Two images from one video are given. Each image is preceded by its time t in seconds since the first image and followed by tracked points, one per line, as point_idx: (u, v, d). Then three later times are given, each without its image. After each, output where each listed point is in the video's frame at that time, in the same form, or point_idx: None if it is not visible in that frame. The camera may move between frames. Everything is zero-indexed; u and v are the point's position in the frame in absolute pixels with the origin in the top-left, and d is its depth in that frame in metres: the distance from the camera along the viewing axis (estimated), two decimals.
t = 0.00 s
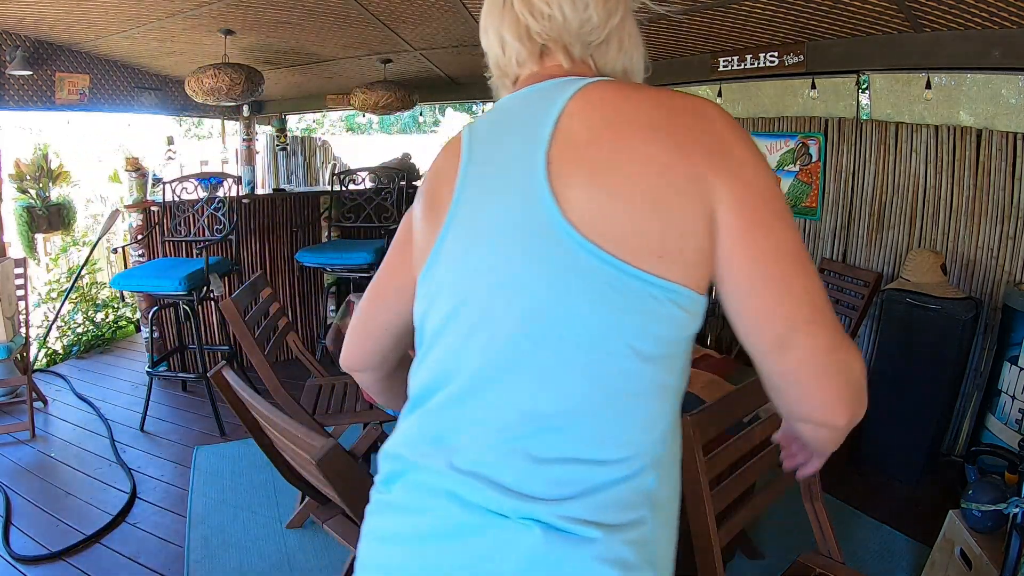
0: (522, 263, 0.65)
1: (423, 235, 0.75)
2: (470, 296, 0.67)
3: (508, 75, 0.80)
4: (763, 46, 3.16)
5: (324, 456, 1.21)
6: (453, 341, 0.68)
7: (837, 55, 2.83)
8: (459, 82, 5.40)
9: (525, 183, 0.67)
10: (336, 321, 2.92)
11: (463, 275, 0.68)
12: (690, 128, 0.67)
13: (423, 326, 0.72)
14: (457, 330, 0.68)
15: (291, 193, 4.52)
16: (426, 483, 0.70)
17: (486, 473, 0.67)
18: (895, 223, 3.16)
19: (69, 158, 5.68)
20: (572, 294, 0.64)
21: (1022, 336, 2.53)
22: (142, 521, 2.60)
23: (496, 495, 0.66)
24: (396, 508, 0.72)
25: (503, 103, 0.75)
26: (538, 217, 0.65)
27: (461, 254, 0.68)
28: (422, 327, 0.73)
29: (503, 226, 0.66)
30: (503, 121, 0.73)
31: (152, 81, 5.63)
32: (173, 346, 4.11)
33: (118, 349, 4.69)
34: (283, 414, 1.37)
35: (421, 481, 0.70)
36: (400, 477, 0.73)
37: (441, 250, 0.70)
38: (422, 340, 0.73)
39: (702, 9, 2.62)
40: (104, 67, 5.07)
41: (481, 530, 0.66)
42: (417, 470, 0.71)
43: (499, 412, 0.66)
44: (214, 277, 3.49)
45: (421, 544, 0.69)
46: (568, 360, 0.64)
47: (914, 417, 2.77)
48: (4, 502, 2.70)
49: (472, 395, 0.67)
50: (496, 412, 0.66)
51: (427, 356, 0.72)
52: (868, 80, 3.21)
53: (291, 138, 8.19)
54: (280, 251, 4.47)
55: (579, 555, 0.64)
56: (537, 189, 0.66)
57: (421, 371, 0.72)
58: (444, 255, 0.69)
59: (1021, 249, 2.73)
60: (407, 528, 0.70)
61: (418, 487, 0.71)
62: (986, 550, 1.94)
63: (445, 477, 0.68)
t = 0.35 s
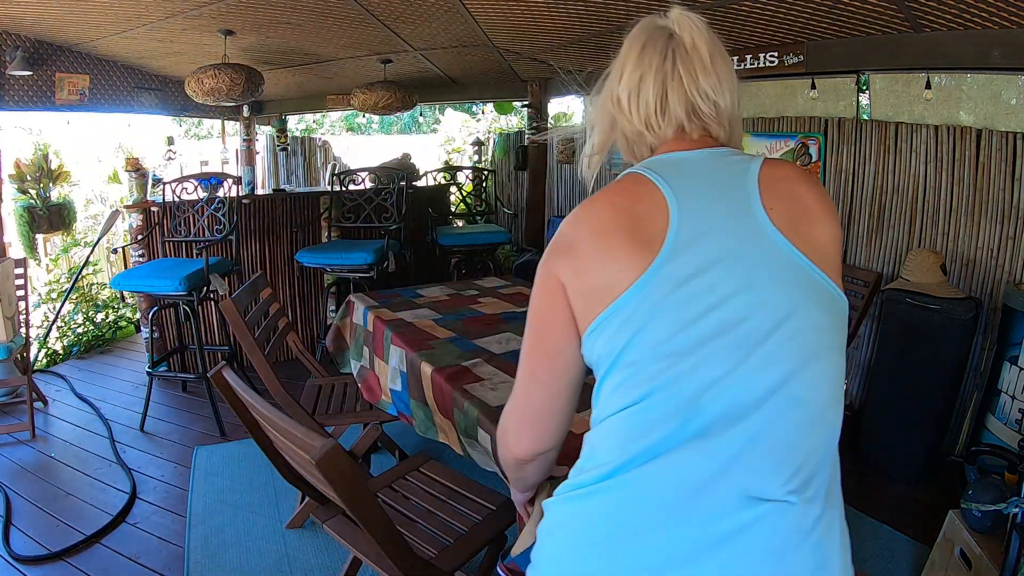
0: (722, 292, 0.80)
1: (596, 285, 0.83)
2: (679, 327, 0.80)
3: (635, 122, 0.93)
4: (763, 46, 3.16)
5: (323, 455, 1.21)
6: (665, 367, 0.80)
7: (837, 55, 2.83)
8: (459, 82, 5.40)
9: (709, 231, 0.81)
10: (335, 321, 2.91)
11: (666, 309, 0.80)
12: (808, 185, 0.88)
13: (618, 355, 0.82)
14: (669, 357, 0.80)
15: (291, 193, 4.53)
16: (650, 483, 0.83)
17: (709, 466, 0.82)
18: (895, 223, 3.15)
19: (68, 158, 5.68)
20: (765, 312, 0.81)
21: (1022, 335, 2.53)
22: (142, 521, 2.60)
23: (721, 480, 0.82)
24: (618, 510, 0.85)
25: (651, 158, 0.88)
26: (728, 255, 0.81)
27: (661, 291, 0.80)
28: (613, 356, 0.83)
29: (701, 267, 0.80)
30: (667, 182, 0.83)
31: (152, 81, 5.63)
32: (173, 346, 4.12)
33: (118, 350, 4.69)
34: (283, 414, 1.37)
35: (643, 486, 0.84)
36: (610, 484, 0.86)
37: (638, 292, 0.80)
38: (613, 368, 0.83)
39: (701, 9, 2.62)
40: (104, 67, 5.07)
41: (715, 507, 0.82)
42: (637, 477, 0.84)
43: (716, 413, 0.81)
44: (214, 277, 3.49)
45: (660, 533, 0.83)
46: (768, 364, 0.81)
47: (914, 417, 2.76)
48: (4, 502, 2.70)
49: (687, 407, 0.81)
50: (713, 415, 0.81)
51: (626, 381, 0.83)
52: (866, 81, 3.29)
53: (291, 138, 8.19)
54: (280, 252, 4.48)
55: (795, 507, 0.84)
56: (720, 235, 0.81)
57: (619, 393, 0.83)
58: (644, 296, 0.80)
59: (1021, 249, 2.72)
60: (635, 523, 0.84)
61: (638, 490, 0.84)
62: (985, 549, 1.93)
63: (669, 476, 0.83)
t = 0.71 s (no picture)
0: (810, 286, 0.91)
1: (693, 293, 0.90)
2: (791, 317, 0.88)
3: (689, 179, 1.05)
4: (763, 46, 3.17)
5: (323, 455, 1.21)
6: (789, 353, 0.87)
7: (836, 55, 2.84)
8: (459, 82, 5.40)
9: (779, 243, 0.92)
10: (336, 321, 2.90)
11: (773, 301, 0.88)
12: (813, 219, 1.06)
13: (733, 353, 0.87)
14: (790, 343, 0.87)
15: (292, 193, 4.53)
16: (805, 464, 0.86)
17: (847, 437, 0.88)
18: (895, 223, 3.15)
19: (68, 158, 5.68)
20: (846, 298, 0.93)
21: (1022, 335, 2.52)
22: (142, 521, 2.60)
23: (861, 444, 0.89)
24: (771, 504, 0.86)
25: (715, 201, 0.99)
26: (800, 260, 0.92)
27: (762, 290, 0.88)
28: (725, 354, 0.88)
29: (787, 268, 0.90)
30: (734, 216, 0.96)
31: (152, 81, 5.63)
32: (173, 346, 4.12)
33: (118, 350, 4.69)
34: (283, 414, 1.37)
35: (798, 469, 0.86)
36: (761, 478, 0.87)
37: (745, 293, 0.88)
38: (721, 367, 0.88)
39: (701, 9, 2.62)
40: (104, 67, 5.07)
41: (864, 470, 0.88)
42: (790, 463, 0.86)
43: (843, 388, 0.88)
44: (214, 277, 3.49)
45: (828, 506, 0.86)
46: (861, 344, 0.91)
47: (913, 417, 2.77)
48: (4, 502, 2.70)
49: (819, 387, 0.87)
50: (841, 389, 0.88)
51: (749, 376, 0.87)
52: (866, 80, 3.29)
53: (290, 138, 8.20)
54: (281, 252, 4.48)
55: (913, 456, 0.94)
56: (787, 246, 0.93)
57: (745, 389, 0.87)
58: (751, 294, 0.88)
59: (1021, 249, 2.71)
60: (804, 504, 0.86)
61: (793, 474, 0.86)
62: (986, 550, 1.93)
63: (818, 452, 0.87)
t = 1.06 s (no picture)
0: (854, 288, 0.91)
1: (737, 298, 0.90)
2: (841, 319, 0.89)
3: (716, 186, 1.05)
4: (763, 46, 3.17)
5: (323, 455, 1.21)
6: (843, 354, 0.87)
7: (837, 55, 2.84)
8: (459, 82, 5.40)
9: (820, 249, 0.93)
10: (336, 321, 2.90)
11: (821, 304, 0.89)
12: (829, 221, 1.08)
13: (787, 357, 0.87)
14: (843, 345, 0.88)
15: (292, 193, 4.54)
16: (870, 464, 0.86)
17: (904, 435, 0.89)
18: (895, 223, 3.15)
19: (68, 158, 5.68)
20: (886, 300, 0.94)
21: (1022, 335, 2.52)
22: (142, 521, 2.60)
23: (917, 441, 0.89)
24: (842, 503, 0.86)
25: (748, 207, 0.99)
26: (841, 264, 0.93)
27: (810, 293, 0.89)
28: (779, 357, 0.88)
29: (831, 272, 0.91)
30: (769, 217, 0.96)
31: (152, 81, 5.63)
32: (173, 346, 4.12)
33: (118, 350, 4.69)
34: (283, 414, 1.37)
35: (864, 468, 0.86)
36: (828, 479, 0.86)
37: (793, 297, 0.88)
38: (777, 369, 0.88)
39: (701, 9, 2.62)
40: (104, 67, 5.07)
41: (924, 467, 0.89)
42: (856, 462, 0.86)
43: (896, 387, 0.89)
44: (214, 277, 3.49)
45: (895, 504, 0.87)
46: (906, 341, 0.92)
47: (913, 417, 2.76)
48: (4, 502, 2.70)
49: (873, 389, 0.88)
50: (894, 389, 0.89)
51: (807, 378, 0.87)
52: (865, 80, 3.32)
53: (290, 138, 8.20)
54: (281, 252, 4.49)
55: (963, 449, 0.95)
56: (829, 250, 0.94)
57: (802, 392, 0.87)
58: (802, 295, 0.88)
59: (1021, 249, 2.71)
60: (874, 502, 0.86)
61: (860, 473, 0.86)
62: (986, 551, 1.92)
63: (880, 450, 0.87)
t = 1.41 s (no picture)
0: (868, 292, 0.91)
1: (752, 304, 0.90)
2: (854, 322, 0.89)
3: (723, 198, 1.04)
4: (763, 46, 3.17)
5: (324, 455, 1.21)
6: (856, 356, 0.88)
7: (837, 55, 2.84)
8: (459, 82, 5.40)
9: (833, 252, 0.93)
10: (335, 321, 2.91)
11: (835, 307, 0.88)
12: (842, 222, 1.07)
13: (801, 358, 0.87)
14: (856, 347, 0.88)
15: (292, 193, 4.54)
16: (884, 463, 0.87)
17: (917, 436, 0.89)
18: (895, 223, 3.16)
19: (68, 158, 5.67)
20: (900, 304, 0.94)
21: (1022, 335, 2.52)
22: (142, 520, 2.60)
23: (930, 442, 0.90)
24: (857, 502, 0.86)
25: (763, 213, 0.99)
26: (854, 268, 0.93)
27: (823, 295, 0.89)
28: (793, 359, 0.88)
29: (845, 275, 0.91)
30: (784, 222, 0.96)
31: (152, 81, 5.63)
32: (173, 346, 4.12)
33: (118, 350, 4.69)
34: (283, 414, 1.37)
35: (878, 468, 0.87)
36: (842, 479, 0.87)
37: (806, 300, 0.88)
38: (792, 369, 0.88)
39: (701, 9, 2.62)
40: (104, 68, 5.07)
41: (937, 468, 0.89)
42: (869, 462, 0.86)
43: (909, 389, 0.89)
44: (214, 277, 3.49)
45: (909, 504, 0.87)
46: (920, 343, 0.92)
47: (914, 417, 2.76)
48: (4, 502, 2.70)
49: (886, 391, 0.88)
50: (908, 391, 0.89)
51: (821, 380, 0.87)
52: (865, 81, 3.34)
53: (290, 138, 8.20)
54: (281, 252, 4.49)
55: (975, 451, 0.95)
56: (841, 254, 0.94)
57: (817, 393, 0.87)
58: (816, 298, 0.88)
59: (1021, 249, 2.70)
60: (889, 502, 0.86)
61: (873, 474, 0.86)
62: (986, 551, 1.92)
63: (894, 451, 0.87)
